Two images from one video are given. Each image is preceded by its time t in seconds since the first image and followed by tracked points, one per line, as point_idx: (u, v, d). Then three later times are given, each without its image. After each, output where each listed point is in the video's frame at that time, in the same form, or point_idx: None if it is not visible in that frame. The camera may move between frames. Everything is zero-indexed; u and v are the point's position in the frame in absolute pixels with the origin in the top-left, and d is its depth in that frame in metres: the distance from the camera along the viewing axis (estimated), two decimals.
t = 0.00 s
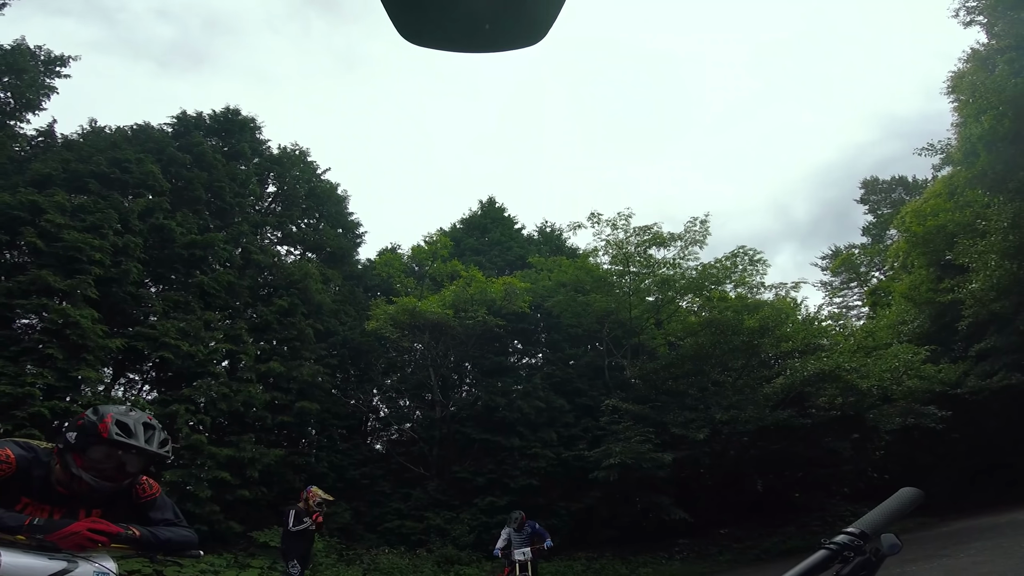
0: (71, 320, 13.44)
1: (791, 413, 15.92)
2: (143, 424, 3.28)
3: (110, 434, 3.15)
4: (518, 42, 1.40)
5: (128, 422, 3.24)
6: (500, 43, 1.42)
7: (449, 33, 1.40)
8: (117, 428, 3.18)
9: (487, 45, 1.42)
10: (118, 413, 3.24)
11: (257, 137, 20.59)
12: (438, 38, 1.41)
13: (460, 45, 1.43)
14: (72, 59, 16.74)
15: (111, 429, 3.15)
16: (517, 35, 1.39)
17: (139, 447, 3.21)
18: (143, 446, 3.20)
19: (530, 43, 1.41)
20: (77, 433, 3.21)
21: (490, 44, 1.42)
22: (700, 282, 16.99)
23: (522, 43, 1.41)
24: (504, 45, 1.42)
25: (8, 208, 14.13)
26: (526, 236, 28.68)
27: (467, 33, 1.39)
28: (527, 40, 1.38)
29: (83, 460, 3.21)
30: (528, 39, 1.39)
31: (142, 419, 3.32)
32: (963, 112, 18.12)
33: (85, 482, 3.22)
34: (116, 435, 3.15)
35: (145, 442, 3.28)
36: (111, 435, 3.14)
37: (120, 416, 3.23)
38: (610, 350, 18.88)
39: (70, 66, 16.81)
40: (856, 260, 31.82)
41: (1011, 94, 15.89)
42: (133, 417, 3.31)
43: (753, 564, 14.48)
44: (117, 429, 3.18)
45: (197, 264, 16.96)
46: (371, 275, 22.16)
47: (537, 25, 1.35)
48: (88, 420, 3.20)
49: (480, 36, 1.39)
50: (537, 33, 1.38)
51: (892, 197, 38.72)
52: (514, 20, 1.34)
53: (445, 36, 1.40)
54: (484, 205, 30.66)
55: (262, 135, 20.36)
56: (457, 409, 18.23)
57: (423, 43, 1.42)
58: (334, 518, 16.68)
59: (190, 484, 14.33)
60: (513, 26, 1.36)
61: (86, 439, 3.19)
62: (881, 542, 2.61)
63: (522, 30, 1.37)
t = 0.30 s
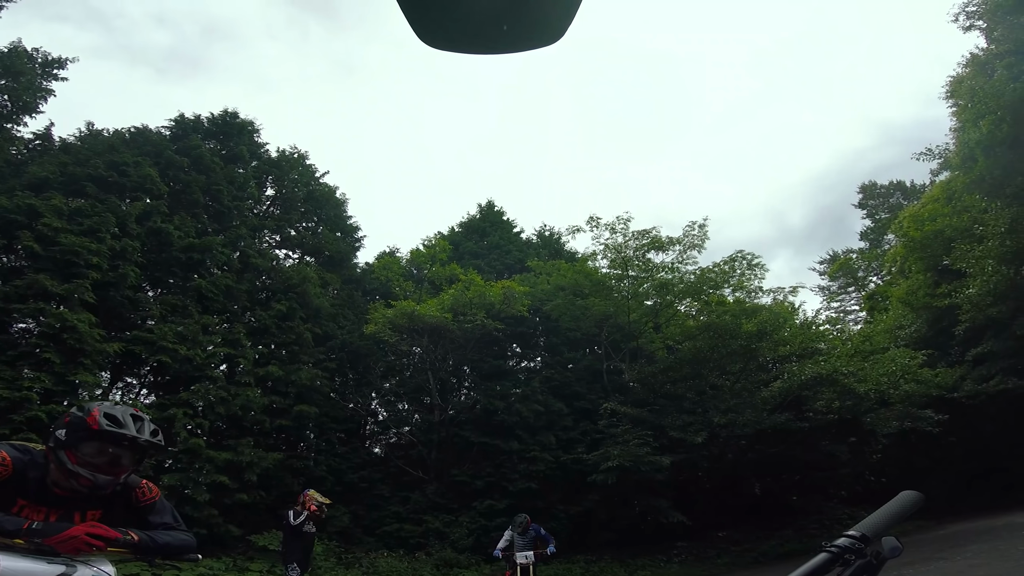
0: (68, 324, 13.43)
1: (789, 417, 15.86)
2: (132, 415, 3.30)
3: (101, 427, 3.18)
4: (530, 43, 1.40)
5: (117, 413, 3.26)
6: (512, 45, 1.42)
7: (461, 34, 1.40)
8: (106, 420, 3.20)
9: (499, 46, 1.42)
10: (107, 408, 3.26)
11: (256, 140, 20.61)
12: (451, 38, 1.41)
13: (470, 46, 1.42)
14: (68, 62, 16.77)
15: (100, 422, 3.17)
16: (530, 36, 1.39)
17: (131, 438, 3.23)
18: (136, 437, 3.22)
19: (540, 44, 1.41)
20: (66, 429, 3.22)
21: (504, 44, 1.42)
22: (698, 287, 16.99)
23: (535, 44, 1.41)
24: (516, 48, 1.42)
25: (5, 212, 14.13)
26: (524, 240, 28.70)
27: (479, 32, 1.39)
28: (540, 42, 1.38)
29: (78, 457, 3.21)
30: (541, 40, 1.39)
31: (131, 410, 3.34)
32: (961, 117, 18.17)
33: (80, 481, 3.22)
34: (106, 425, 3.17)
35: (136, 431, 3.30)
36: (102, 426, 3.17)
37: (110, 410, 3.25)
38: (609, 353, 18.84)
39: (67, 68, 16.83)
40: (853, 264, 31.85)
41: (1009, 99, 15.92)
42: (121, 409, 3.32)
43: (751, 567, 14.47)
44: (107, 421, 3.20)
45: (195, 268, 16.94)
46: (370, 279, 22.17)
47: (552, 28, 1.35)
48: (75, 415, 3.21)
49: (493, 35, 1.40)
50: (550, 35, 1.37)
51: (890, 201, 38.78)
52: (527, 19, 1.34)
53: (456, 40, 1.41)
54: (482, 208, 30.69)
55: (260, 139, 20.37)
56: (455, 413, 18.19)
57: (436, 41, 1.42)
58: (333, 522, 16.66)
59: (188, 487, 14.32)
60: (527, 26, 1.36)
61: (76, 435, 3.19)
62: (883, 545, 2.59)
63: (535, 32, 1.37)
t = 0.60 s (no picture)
0: (67, 327, 13.43)
1: (787, 418, 15.86)
2: (131, 418, 3.27)
3: (100, 432, 3.16)
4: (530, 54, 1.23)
5: (116, 417, 3.23)
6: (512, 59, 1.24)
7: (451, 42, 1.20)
8: (106, 424, 3.19)
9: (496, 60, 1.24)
10: (105, 411, 3.24)
11: (253, 142, 20.61)
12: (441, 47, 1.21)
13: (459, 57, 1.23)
14: (65, 65, 16.78)
15: (100, 426, 3.15)
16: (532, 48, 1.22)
17: (131, 442, 3.21)
18: (136, 441, 3.20)
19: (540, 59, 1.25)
20: (64, 433, 3.21)
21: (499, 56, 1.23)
22: (696, 288, 17.02)
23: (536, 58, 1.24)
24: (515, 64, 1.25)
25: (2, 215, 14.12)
26: (522, 241, 28.71)
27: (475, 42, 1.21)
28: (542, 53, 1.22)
29: (78, 460, 3.21)
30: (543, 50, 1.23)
31: (130, 413, 3.31)
32: (960, 118, 18.22)
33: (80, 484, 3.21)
34: (105, 429, 3.15)
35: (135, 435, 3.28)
36: (102, 431, 3.15)
37: (108, 413, 3.23)
38: (608, 355, 18.82)
39: (63, 71, 16.84)
40: (851, 265, 31.88)
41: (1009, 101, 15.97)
42: (119, 412, 3.30)
43: (750, 568, 14.48)
44: (107, 426, 3.18)
45: (193, 270, 16.93)
46: (368, 280, 22.16)
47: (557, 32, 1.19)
48: (73, 418, 3.20)
49: (490, 46, 1.22)
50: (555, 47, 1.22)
51: (887, 203, 38.80)
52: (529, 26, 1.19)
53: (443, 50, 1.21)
54: (480, 210, 30.69)
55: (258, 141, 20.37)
56: (454, 414, 18.19)
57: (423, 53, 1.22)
58: (332, 523, 16.66)
59: (187, 489, 14.32)
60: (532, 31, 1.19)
61: (75, 438, 3.19)
62: (881, 545, 2.60)
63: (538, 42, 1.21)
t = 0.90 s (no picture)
0: (69, 325, 13.44)
1: (787, 418, 15.86)
2: (125, 414, 3.27)
3: (91, 425, 3.17)
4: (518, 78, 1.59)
5: (109, 411, 3.23)
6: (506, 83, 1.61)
7: (445, 73, 1.58)
8: (96, 417, 3.20)
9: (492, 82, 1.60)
10: (100, 406, 3.26)
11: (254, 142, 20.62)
12: (437, 83, 1.60)
13: (457, 83, 1.61)
14: (67, 64, 16.79)
15: (90, 418, 3.16)
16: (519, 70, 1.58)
17: (123, 437, 3.21)
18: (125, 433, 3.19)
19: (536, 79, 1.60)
20: (60, 429, 3.22)
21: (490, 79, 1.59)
22: (696, 288, 17.02)
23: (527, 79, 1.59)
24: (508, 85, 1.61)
25: (5, 214, 14.12)
26: (523, 241, 28.68)
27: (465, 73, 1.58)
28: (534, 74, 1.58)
29: (71, 457, 3.21)
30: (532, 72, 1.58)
31: (124, 409, 3.31)
32: (961, 118, 18.18)
33: (74, 480, 3.22)
34: (96, 422, 3.16)
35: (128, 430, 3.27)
36: (91, 423, 3.16)
37: (101, 407, 3.24)
38: (608, 355, 18.75)
39: (65, 71, 16.85)
40: (852, 266, 31.84)
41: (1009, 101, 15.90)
42: (114, 408, 3.30)
43: (749, 568, 14.47)
44: (98, 419, 3.19)
45: (194, 269, 16.94)
46: (369, 280, 22.14)
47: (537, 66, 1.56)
48: (68, 414, 3.21)
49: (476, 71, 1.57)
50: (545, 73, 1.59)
51: (889, 203, 38.75)
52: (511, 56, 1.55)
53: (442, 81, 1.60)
54: (481, 210, 30.67)
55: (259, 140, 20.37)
56: (454, 413, 18.19)
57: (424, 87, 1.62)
58: (331, 522, 16.67)
59: (187, 488, 14.33)
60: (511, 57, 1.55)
61: (69, 433, 3.20)
62: (880, 546, 2.57)
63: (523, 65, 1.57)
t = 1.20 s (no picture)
0: (72, 324, 13.46)
1: (789, 420, 15.85)
2: (118, 413, 3.28)
3: (83, 423, 3.19)
4: (512, 84, 1.62)
5: (101, 411, 3.25)
6: (498, 89, 1.64)
7: (439, 79, 1.60)
8: (88, 416, 3.23)
9: (484, 89, 1.63)
10: (94, 406, 3.29)
11: (257, 141, 20.65)
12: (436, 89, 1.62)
13: (449, 90, 1.63)
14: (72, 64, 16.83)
15: (82, 416, 3.19)
16: (513, 77, 1.60)
17: (116, 436, 3.21)
18: (118, 432, 3.20)
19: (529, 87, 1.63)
20: (55, 429, 3.24)
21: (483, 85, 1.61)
22: (698, 289, 17.01)
23: (521, 87, 1.62)
24: (502, 91, 1.64)
25: (8, 213, 14.13)
26: (525, 241, 28.69)
27: (458, 79, 1.59)
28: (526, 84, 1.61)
29: (64, 457, 3.21)
30: (526, 81, 1.61)
31: (119, 409, 3.32)
32: (966, 119, 18.20)
33: (70, 481, 3.23)
34: (87, 421, 3.18)
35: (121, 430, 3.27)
36: (83, 422, 3.18)
37: (94, 407, 3.27)
38: (609, 356, 18.76)
39: (70, 70, 16.89)
40: (854, 267, 31.80)
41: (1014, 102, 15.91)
42: (109, 408, 3.32)
43: (749, 569, 14.47)
44: (89, 418, 3.22)
45: (196, 268, 16.96)
46: (371, 280, 22.15)
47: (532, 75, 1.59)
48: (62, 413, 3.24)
49: (471, 78, 1.59)
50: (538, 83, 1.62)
51: (892, 205, 38.70)
52: (505, 64, 1.57)
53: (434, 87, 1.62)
54: (483, 210, 30.69)
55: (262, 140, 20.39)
56: (455, 413, 18.19)
57: (418, 91, 1.64)
58: (332, 521, 16.68)
59: (188, 487, 14.35)
60: (507, 65, 1.57)
61: (63, 433, 3.21)
62: (888, 546, 2.58)
63: (518, 74, 1.59)
